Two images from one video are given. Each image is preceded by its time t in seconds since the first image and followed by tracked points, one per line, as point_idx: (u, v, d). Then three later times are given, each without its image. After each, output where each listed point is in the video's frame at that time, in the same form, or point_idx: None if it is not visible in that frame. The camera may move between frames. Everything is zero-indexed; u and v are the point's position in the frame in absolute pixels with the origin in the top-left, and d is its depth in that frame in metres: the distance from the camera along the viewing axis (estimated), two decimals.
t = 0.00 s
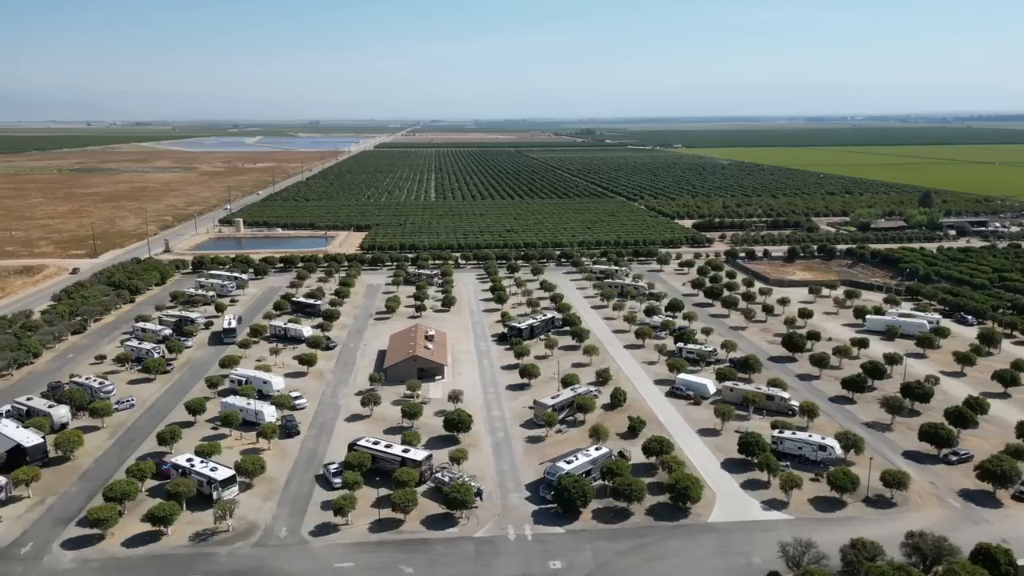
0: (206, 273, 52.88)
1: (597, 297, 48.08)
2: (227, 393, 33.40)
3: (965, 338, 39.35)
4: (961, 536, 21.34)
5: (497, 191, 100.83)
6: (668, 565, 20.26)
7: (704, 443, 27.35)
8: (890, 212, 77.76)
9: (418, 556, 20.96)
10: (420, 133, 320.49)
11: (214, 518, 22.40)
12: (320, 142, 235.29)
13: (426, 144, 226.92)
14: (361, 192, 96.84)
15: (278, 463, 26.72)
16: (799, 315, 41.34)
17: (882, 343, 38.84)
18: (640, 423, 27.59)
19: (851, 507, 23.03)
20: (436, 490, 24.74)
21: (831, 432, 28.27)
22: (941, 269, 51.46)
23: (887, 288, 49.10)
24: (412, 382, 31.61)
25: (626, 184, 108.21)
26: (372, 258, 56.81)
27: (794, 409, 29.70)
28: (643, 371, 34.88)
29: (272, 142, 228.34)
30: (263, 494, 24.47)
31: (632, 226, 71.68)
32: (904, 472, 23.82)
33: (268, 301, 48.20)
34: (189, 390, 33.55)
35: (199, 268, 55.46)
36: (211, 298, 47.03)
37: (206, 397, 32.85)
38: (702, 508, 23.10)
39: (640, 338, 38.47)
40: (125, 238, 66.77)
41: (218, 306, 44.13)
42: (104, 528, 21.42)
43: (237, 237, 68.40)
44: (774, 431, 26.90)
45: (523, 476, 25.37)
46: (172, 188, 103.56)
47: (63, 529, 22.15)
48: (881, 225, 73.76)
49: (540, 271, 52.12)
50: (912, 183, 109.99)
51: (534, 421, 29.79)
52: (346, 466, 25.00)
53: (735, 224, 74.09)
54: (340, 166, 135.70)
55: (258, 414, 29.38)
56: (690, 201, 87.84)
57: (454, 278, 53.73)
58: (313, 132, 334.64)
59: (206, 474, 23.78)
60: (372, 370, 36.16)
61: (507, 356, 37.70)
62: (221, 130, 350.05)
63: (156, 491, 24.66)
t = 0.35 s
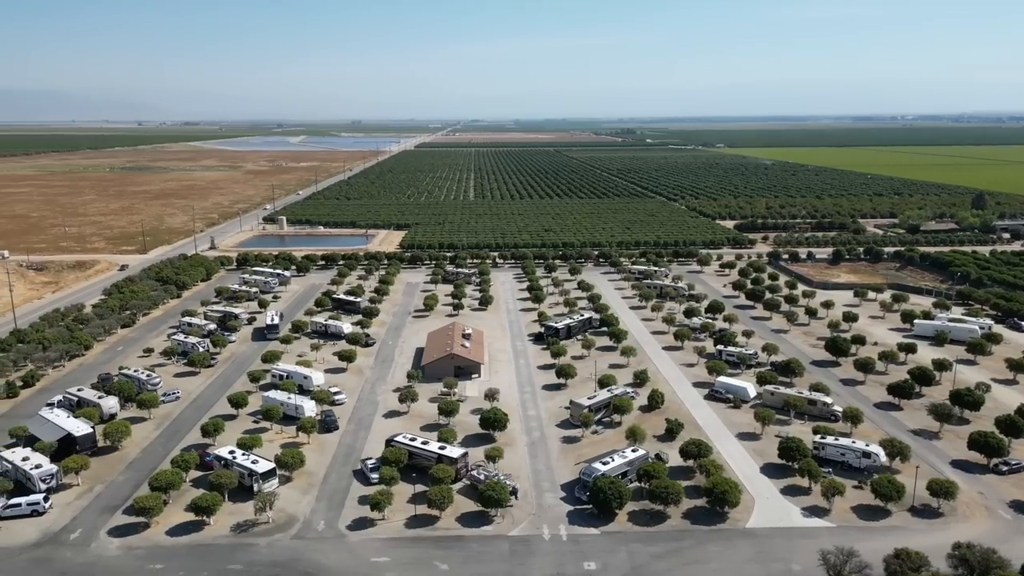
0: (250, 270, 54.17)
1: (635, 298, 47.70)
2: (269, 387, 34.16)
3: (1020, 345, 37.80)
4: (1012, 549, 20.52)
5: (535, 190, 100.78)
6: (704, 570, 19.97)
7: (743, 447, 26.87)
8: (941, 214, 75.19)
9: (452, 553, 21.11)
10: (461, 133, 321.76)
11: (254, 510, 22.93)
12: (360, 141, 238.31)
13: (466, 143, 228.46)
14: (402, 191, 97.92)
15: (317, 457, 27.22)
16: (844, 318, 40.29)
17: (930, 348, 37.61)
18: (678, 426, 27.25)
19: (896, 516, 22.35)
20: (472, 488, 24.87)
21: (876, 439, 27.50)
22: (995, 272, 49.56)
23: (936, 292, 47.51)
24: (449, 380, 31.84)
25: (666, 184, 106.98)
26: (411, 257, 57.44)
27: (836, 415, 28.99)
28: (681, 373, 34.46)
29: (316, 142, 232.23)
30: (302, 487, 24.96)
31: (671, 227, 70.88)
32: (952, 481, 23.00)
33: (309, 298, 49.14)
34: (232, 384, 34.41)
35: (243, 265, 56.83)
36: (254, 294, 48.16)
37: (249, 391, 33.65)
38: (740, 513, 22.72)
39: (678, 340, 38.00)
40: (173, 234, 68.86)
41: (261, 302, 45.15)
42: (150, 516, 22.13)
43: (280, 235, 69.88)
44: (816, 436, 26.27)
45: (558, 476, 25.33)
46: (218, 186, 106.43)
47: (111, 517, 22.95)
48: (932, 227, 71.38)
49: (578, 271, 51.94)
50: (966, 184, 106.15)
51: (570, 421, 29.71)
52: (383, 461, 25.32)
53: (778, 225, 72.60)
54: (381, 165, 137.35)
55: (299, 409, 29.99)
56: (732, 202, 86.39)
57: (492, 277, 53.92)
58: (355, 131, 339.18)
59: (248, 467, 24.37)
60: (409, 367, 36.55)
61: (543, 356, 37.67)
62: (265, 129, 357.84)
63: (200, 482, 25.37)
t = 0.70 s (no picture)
0: (278, 267, 54.92)
1: (661, 298, 47.33)
2: (296, 383, 34.59)
3: None
4: None
5: (561, 190, 100.59)
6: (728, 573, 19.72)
7: (770, 450, 26.48)
8: (978, 215, 73.28)
9: (475, 551, 21.15)
10: (488, 132, 321.91)
11: (280, 504, 23.26)
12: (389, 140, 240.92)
13: (493, 143, 228.94)
14: (429, 190, 98.45)
15: (343, 453, 27.51)
16: (875, 321, 39.46)
17: (964, 352, 36.67)
18: (704, 428, 26.97)
19: (927, 522, 21.84)
20: (495, 486, 24.92)
21: (907, 444, 26.90)
22: None
23: (972, 295, 46.30)
24: (474, 378, 31.92)
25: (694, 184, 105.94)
26: (437, 256, 57.73)
27: (866, 418, 28.42)
28: (707, 375, 34.09)
29: (344, 142, 233.56)
30: (327, 482, 25.23)
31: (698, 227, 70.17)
32: (985, 487, 22.39)
33: (336, 296, 49.65)
34: (260, 379, 34.93)
35: (272, 262, 57.65)
36: (282, 292, 48.79)
37: (276, 387, 34.14)
38: (766, 516, 22.39)
39: (705, 341, 37.58)
40: (204, 232, 70.13)
41: (289, 300, 45.75)
42: (179, 509, 22.56)
43: (308, 233, 70.74)
44: (846, 440, 25.78)
45: (582, 476, 25.23)
46: (249, 185, 108.10)
47: (141, 508, 23.46)
48: (968, 229, 69.60)
49: (604, 270, 51.70)
50: (1004, 185, 103.23)
51: (594, 422, 29.57)
52: (408, 458, 25.48)
53: (808, 226, 71.39)
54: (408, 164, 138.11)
55: (325, 405, 30.35)
56: (762, 202, 85.20)
57: (517, 277, 53.96)
58: (384, 130, 341.03)
59: (275, 462, 24.71)
60: (434, 365, 36.72)
61: (568, 356, 37.57)
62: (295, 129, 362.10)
63: (228, 476, 25.81)
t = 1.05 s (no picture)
0: (302, 266, 55.53)
1: (682, 299, 47.02)
2: (318, 380, 34.99)
3: None
4: None
5: (583, 190, 100.33)
6: None
7: (792, 453, 26.21)
8: (1009, 216, 71.66)
9: (494, 549, 21.23)
10: (510, 132, 322.02)
11: (301, 500, 23.54)
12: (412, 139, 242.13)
13: (515, 142, 228.98)
14: (450, 190, 98.82)
15: (363, 449, 27.76)
16: (901, 323, 38.84)
17: (993, 355, 35.93)
18: (724, 429, 26.76)
19: (952, 527, 21.47)
20: (514, 485, 24.98)
21: (932, 448, 26.46)
22: None
23: (1001, 297, 45.34)
24: (493, 377, 32.03)
25: (717, 184, 105.00)
26: (458, 255, 57.95)
27: (891, 421, 28.01)
28: (728, 376, 33.84)
29: (368, 142, 235.36)
30: (348, 479, 25.50)
31: (721, 227, 69.56)
32: (1013, 493, 21.95)
33: (358, 294, 50.10)
34: (282, 377, 35.37)
35: (295, 261, 58.32)
36: (306, 290, 49.35)
37: (298, 383, 34.54)
38: (787, 519, 22.18)
39: (726, 342, 37.29)
40: (229, 231, 71.16)
41: (312, 298, 46.26)
42: (202, 503, 22.92)
43: (331, 232, 71.39)
44: (869, 443, 25.44)
45: (601, 476, 25.20)
46: (273, 184, 109.42)
47: (166, 502, 23.90)
48: (998, 230, 68.11)
49: (624, 271, 51.54)
50: None
51: (614, 422, 29.51)
52: (427, 456, 25.66)
53: (833, 226, 70.41)
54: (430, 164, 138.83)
55: (346, 402, 30.65)
56: (785, 202, 84.25)
57: (537, 276, 53.98)
58: (406, 130, 342.66)
59: (296, 458, 25.02)
60: (454, 363, 36.89)
61: (588, 356, 37.52)
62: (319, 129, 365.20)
63: (250, 471, 26.18)
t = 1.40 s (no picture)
0: (324, 264, 56.06)
1: (704, 300, 46.62)
2: (339, 377, 35.29)
3: None
4: None
5: (604, 189, 99.96)
6: None
7: (815, 456, 25.85)
8: None
9: (512, 548, 21.24)
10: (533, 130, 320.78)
11: (322, 496, 23.75)
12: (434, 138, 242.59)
13: (537, 142, 228.80)
14: (472, 189, 99.01)
15: (383, 447, 27.95)
16: (928, 325, 38.12)
17: None
18: (746, 431, 26.49)
19: (980, 534, 21.03)
20: (533, 485, 24.98)
21: (959, 452, 25.95)
22: None
23: None
24: (513, 376, 32.06)
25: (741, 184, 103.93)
26: (479, 255, 58.06)
27: (917, 425, 27.51)
28: (751, 377, 33.49)
29: (391, 142, 237.00)
30: (368, 476, 25.69)
31: (744, 228, 68.84)
32: None
33: (380, 293, 50.44)
34: (304, 374, 35.73)
35: (318, 259, 58.85)
36: (328, 288, 49.81)
37: (320, 381, 34.89)
38: (810, 523, 21.90)
39: (749, 344, 36.91)
40: (253, 229, 72.05)
41: (334, 296, 46.68)
42: (225, 498, 23.25)
43: (353, 232, 71.93)
44: (894, 447, 25.01)
45: (620, 477, 25.10)
46: (297, 184, 110.56)
47: (189, 497, 24.28)
48: None
49: (645, 271, 51.26)
50: None
51: (634, 422, 29.37)
52: (447, 454, 25.75)
53: (858, 227, 69.32)
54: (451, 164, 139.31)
55: (367, 400, 30.86)
56: (810, 203, 83.14)
57: (558, 276, 53.92)
58: (428, 130, 343.81)
59: (317, 454, 25.26)
60: (474, 362, 36.99)
61: (608, 356, 37.38)
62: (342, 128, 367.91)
63: (272, 467, 26.48)
